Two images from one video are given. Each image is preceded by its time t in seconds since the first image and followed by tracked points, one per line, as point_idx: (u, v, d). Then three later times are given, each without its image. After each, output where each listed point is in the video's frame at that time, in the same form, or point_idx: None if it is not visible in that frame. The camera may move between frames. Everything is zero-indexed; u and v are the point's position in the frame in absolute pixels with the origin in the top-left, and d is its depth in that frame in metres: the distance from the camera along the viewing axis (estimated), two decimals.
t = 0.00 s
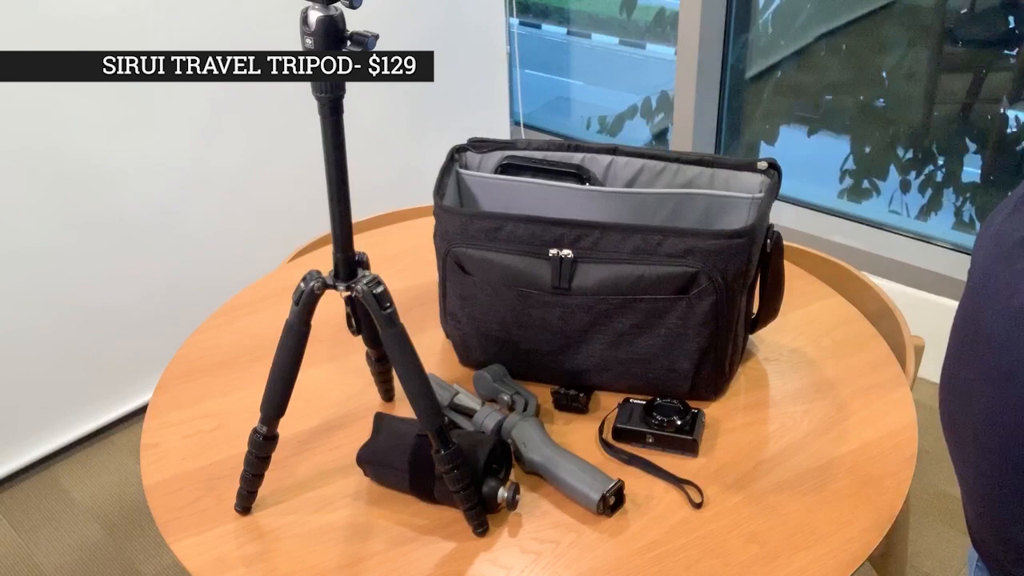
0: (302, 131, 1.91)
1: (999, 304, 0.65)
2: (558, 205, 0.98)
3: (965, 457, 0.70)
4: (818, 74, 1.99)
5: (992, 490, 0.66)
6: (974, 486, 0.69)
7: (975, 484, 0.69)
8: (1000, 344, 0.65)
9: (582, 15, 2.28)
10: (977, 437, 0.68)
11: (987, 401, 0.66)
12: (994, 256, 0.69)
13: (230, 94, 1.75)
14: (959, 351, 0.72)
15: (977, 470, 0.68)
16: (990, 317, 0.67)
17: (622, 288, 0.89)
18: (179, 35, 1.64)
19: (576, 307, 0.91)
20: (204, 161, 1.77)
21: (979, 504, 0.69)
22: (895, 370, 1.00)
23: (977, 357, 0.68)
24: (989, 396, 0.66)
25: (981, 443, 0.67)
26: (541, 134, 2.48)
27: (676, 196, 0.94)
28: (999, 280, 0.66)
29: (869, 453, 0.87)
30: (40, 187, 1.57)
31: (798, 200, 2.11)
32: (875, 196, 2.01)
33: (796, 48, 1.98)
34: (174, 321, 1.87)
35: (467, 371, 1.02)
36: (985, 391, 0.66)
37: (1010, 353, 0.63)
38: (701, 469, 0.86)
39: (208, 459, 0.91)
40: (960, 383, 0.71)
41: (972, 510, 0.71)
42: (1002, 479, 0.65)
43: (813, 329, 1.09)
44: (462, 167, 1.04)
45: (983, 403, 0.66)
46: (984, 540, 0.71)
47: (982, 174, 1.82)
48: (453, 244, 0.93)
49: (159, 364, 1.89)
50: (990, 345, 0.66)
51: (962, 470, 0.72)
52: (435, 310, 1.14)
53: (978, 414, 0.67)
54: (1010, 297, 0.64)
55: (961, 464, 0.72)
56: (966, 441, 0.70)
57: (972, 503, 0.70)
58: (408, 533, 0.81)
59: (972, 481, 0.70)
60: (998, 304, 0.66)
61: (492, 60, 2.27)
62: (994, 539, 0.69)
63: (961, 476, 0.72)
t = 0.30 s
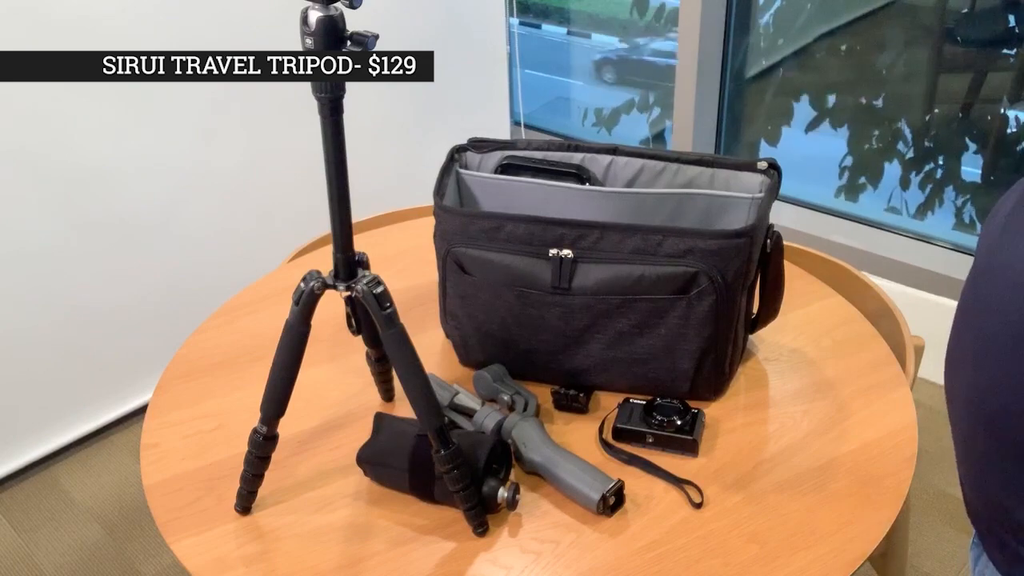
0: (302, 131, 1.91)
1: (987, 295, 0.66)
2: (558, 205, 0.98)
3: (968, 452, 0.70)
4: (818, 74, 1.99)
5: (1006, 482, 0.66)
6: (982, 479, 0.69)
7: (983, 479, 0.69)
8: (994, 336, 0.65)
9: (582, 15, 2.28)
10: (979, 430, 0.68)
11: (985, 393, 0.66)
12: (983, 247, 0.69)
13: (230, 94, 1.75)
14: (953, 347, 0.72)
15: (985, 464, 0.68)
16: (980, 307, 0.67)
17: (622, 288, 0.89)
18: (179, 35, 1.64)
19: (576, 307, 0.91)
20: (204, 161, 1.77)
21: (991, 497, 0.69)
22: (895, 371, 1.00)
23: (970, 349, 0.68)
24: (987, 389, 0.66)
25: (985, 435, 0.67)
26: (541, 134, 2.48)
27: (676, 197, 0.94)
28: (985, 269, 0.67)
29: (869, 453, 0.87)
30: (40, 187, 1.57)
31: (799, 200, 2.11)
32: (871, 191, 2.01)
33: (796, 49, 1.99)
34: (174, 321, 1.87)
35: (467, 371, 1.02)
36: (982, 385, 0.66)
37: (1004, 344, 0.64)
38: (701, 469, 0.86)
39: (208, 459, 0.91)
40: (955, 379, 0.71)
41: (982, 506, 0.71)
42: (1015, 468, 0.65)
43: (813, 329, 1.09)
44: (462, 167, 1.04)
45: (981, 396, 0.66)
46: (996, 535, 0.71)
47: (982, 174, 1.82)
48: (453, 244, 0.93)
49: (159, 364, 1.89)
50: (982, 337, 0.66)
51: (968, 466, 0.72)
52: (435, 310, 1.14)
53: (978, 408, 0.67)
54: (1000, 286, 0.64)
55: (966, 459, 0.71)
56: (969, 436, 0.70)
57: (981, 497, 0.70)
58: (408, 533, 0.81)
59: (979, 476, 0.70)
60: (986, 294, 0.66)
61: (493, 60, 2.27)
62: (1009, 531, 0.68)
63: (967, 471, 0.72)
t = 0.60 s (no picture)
0: (302, 131, 1.91)
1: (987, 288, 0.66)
2: (558, 204, 0.98)
3: (967, 448, 0.70)
4: (819, 74, 1.99)
5: (1006, 477, 0.66)
6: (980, 475, 0.69)
7: (982, 475, 0.68)
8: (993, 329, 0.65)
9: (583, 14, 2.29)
10: (979, 425, 0.67)
11: (986, 386, 0.66)
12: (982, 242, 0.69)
13: (230, 94, 1.75)
14: (952, 343, 0.72)
15: (986, 458, 0.68)
16: (979, 301, 0.67)
17: (622, 288, 0.89)
18: (179, 35, 1.65)
19: (576, 306, 0.91)
20: (204, 161, 1.77)
21: (988, 494, 0.68)
22: (895, 371, 1.00)
23: (969, 344, 0.68)
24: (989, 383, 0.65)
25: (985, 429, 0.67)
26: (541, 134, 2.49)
27: (676, 197, 0.94)
28: (984, 262, 0.67)
29: (869, 453, 0.88)
30: (41, 186, 1.57)
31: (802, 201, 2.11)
32: (873, 191, 2.00)
33: (797, 49, 1.99)
34: (174, 321, 1.87)
35: (467, 371, 1.02)
36: (982, 378, 0.66)
37: (1005, 337, 0.63)
38: (701, 469, 0.87)
39: (208, 459, 0.91)
40: (954, 375, 0.71)
41: (980, 503, 0.70)
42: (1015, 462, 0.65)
43: (813, 329, 1.09)
44: (462, 167, 1.04)
45: (983, 391, 0.66)
46: (994, 534, 0.70)
47: (983, 173, 1.82)
48: (453, 244, 0.93)
49: (159, 364, 1.89)
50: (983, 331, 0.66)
51: (967, 463, 0.71)
52: (435, 310, 1.14)
53: (978, 402, 0.67)
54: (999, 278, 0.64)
55: (964, 456, 0.71)
56: (968, 432, 0.69)
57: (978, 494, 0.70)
58: (408, 533, 0.81)
59: (977, 472, 0.69)
60: (986, 287, 0.66)
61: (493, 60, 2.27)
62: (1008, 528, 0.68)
63: (965, 469, 0.72)
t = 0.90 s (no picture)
0: (303, 131, 1.91)
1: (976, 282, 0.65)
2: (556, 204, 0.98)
3: (962, 446, 0.69)
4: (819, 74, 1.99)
5: (1007, 474, 0.65)
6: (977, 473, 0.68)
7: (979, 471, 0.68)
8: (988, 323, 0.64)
9: (583, 14, 2.29)
10: (976, 422, 0.66)
11: (983, 381, 0.65)
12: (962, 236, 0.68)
13: (230, 94, 1.75)
14: (939, 342, 0.71)
15: (983, 455, 0.67)
16: (969, 298, 0.66)
17: (622, 288, 0.88)
18: (179, 35, 1.65)
19: (576, 306, 0.91)
20: (204, 161, 1.77)
21: (985, 490, 0.68)
22: (895, 370, 1.00)
23: (959, 338, 0.67)
24: (987, 377, 0.64)
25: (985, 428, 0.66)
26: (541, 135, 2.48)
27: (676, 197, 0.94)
28: (972, 258, 0.66)
29: (869, 453, 0.88)
30: (41, 186, 1.57)
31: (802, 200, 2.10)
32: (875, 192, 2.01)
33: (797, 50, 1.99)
34: (175, 321, 1.87)
35: (467, 371, 1.02)
36: (979, 377, 0.65)
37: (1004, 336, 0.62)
38: (701, 469, 0.86)
39: (208, 459, 0.91)
40: (945, 376, 0.70)
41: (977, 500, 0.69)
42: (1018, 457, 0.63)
43: (813, 329, 1.09)
44: (462, 167, 1.04)
45: (979, 387, 0.65)
46: (994, 531, 0.69)
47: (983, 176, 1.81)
48: (453, 244, 0.93)
49: (159, 364, 1.89)
50: (975, 326, 0.65)
51: (963, 462, 0.70)
52: (434, 310, 1.14)
53: (975, 401, 0.66)
54: (990, 270, 0.63)
55: (960, 454, 0.70)
56: (964, 430, 0.68)
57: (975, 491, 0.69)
58: (408, 533, 0.81)
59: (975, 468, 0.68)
60: (975, 284, 0.65)
61: (493, 60, 2.27)
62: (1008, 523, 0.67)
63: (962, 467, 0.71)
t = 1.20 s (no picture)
0: (303, 131, 1.91)
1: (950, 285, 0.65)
2: (557, 204, 0.98)
3: (956, 447, 0.69)
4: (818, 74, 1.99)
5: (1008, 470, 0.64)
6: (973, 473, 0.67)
7: (975, 470, 0.67)
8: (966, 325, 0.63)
9: (583, 14, 2.29)
10: (967, 420, 0.65)
11: (971, 379, 0.64)
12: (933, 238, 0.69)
13: (231, 93, 1.75)
14: (920, 346, 0.71)
15: (976, 455, 0.66)
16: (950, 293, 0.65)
17: (622, 288, 0.89)
18: (179, 35, 1.64)
19: (576, 306, 0.91)
20: (205, 161, 1.77)
21: (983, 489, 0.67)
22: (895, 370, 1.00)
23: (943, 340, 0.67)
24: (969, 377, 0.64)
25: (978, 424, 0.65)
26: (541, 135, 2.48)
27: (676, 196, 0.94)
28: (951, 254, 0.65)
29: (868, 453, 0.88)
30: (42, 186, 1.57)
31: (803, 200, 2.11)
32: (879, 194, 2.01)
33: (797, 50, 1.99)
34: (175, 321, 1.87)
35: (467, 371, 1.02)
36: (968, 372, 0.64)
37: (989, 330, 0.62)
38: (701, 469, 0.87)
39: (208, 459, 0.91)
40: (935, 374, 0.69)
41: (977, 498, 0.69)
42: (1010, 456, 0.63)
43: (813, 329, 1.09)
44: (462, 167, 1.04)
45: (964, 387, 0.65)
46: (997, 528, 0.69)
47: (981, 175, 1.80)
48: (453, 243, 0.93)
49: (159, 364, 1.89)
50: (956, 324, 0.65)
51: (958, 463, 0.70)
52: (434, 310, 1.14)
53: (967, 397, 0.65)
54: (961, 272, 0.64)
55: (955, 454, 0.69)
56: (956, 431, 0.68)
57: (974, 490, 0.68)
58: (408, 533, 0.81)
59: (970, 468, 0.67)
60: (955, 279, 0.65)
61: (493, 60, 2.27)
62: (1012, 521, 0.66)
63: (958, 468, 0.70)
